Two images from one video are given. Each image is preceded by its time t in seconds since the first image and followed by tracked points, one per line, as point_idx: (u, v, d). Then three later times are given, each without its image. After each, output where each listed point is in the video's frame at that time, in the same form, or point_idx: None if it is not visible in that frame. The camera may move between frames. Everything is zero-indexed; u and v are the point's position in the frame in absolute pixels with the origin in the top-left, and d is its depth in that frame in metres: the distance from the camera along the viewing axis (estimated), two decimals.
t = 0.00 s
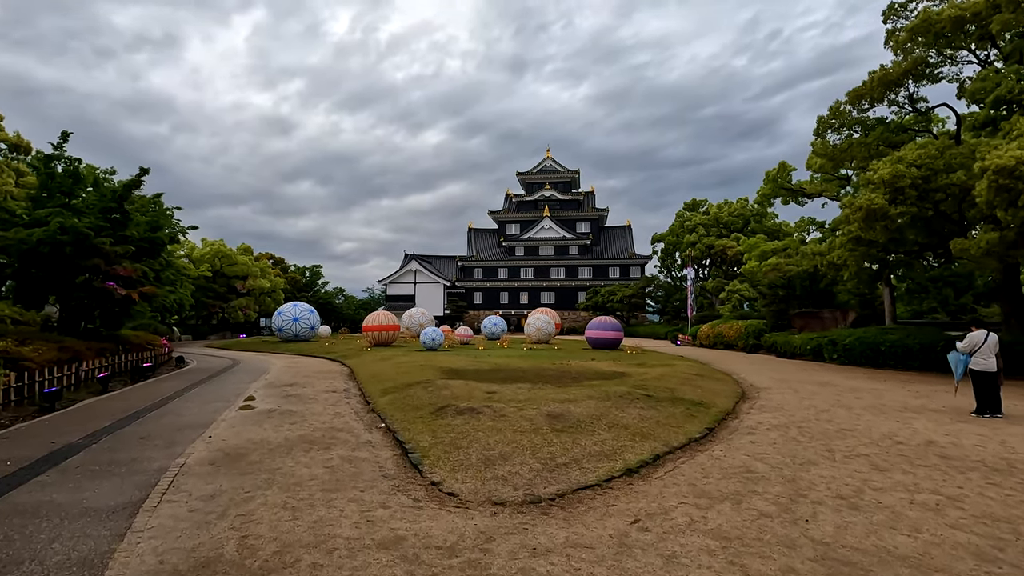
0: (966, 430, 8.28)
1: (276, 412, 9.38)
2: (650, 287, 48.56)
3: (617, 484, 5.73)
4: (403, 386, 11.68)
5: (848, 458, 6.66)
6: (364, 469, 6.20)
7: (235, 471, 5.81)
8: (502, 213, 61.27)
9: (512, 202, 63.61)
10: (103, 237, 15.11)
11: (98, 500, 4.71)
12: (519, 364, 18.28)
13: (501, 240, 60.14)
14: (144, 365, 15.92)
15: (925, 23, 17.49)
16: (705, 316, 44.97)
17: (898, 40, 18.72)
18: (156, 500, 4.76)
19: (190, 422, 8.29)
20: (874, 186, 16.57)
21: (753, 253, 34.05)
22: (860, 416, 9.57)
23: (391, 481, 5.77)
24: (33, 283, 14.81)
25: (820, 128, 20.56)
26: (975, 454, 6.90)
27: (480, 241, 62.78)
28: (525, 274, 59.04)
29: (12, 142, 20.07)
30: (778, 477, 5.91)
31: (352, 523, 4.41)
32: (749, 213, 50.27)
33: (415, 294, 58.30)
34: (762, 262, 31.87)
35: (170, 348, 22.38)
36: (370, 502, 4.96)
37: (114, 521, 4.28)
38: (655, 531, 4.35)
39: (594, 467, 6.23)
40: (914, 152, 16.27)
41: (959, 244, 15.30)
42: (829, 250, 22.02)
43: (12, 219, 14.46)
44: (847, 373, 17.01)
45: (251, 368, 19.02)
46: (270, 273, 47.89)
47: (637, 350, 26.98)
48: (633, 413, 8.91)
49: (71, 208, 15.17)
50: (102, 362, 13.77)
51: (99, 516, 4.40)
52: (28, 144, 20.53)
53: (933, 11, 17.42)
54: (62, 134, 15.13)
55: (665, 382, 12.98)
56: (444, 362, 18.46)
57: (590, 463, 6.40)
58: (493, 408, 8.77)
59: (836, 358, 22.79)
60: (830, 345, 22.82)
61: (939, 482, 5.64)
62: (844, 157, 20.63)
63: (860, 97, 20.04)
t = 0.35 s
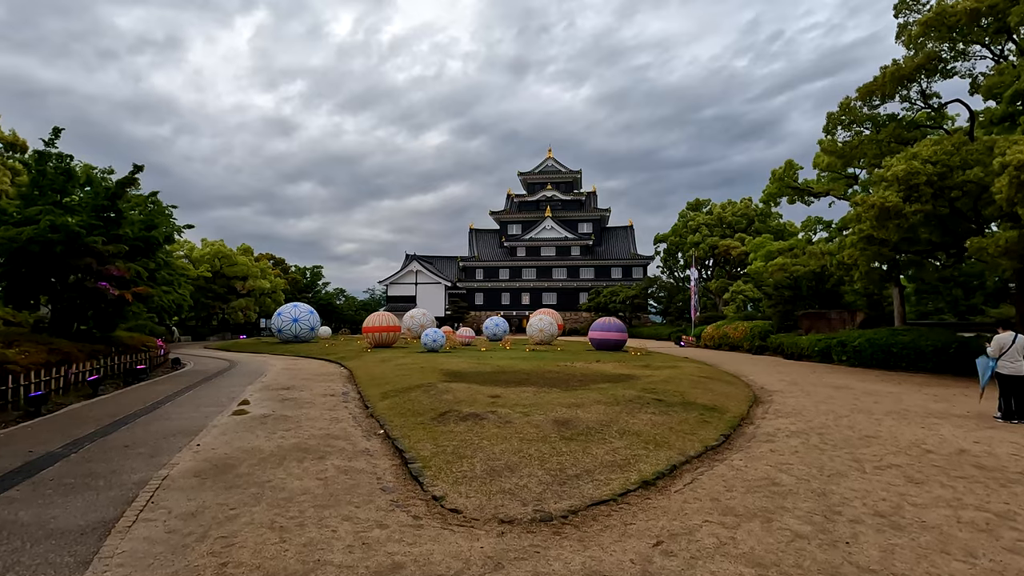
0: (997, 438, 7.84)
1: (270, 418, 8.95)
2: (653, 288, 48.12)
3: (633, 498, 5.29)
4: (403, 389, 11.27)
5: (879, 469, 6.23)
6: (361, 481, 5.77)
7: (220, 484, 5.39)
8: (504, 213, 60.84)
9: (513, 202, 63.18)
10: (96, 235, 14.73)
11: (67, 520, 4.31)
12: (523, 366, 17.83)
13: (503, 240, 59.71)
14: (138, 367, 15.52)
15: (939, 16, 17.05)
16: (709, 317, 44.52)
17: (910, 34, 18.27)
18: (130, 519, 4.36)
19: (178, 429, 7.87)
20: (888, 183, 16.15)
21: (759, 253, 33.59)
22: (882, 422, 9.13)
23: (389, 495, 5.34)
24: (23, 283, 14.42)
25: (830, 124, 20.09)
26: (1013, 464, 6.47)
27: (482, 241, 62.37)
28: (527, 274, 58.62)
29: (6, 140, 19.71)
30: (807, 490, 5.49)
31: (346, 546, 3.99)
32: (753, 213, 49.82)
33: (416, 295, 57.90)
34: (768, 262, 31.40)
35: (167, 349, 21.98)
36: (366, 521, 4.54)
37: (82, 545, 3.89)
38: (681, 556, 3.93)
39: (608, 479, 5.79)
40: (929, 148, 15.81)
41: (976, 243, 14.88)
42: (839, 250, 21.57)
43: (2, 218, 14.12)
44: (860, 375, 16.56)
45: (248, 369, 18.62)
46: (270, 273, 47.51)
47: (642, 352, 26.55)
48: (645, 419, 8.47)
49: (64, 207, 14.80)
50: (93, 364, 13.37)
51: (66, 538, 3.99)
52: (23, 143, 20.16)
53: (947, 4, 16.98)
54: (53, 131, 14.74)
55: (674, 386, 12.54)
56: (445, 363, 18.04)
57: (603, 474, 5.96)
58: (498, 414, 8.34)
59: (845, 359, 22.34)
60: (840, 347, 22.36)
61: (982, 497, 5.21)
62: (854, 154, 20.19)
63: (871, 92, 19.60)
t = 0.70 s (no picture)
0: None
1: (262, 424, 8.51)
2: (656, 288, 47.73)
3: (651, 515, 4.86)
4: (403, 393, 10.85)
5: (913, 481, 5.78)
6: (355, 496, 5.34)
7: (202, 500, 4.97)
8: (506, 213, 60.42)
9: (515, 202, 62.76)
10: (87, 234, 14.36)
11: (27, 543, 3.90)
12: (526, 368, 17.39)
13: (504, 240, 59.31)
14: (130, 369, 15.12)
15: (953, 9, 16.61)
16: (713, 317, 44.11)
17: (923, 28, 17.84)
18: (97, 542, 3.95)
19: (164, 437, 7.44)
20: (902, 180, 15.73)
21: (764, 253, 33.15)
22: (905, 428, 8.69)
23: (385, 512, 4.91)
24: (12, 283, 14.04)
25: (840, 120, 19.63)
26: None
27: (483, 241, 61.96)
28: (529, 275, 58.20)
29: None
30: (840, 506, 5.04)
31: None
32: (757, 212, 49.38)
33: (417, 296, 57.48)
34: (774, 261, 30.92)
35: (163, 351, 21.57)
36: (359, 543, 4.11)
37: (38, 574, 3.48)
38: None
39: (622, 493, 5.35)
40: (945, 143, 15.36)
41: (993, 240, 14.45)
42: (849, 249, 21.09)
43: None
44: (873, 378, 16.11)
45: (245, 372, 18.21)
46: (271, 274, 47.09)
47: (647, 353, 26.11)
48: (656, 425, 8.02)
49: (55, 205, 14.41)
50: (83, 367, 12.96)
51: (21, 566, 3.58)
52: (17, 141, 19.78)
53: None
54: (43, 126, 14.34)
55: (684, 389, 12.09)
56: (446, 365, 17.61)
57: (616, 487, 5.52)
58: (502, 420, 7.91)
59: (855, 361, 21.88)
60: (849, 348, 21.90)
61: None
62: (864, 151, 19.75)
63: (882, 87, 19.17)
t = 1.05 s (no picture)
0: None
1: (257, 429, 8.10)
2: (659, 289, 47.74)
3: (676, 533, 4.44)
4: (404, 396, 10.44)
5: (956, 493, 5.36)
6: (353, 509, 4.92)
7: (185, 515, 4.55)
8: (508, 214, 60.02)
9: (517, 202, 62.36)
10: (81, 232, 14.00)
11: None
12: (531, 370, 16.99)
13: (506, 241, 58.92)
14: (124, 370, 14.73)
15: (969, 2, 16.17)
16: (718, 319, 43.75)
17: (937, 22, 17.38)
18: (62, 566, 3.54)
19: (151, 444, 7.03)
20: (918, 177, 15.32)
21: (770, 253, 32.69)
22: (933, 434, 8.25)
23: (386, 528, 4.50)
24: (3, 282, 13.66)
25: (852, 117, 19.19)
26: None
27: (485, 242, 61.57)
28: (531, 276, 57.80)
29: None
30: (883, 522, 4.62)
31: None
32: (761, 213, 48.98)
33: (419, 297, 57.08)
34: (781, 261, 30.48)
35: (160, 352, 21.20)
36: (357, 568, 3.69)
37: None
38: None
39: (642, 507, 4.94)
40: (962, 139, 14.95)
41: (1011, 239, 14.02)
42: (860, 249, 20.61)
43: None
44: (887, 381, 15.67)
45: (243, 373, 17.84)
46: (271, 275, 46.67)
47: (652, 354, 25.69)
48: (672, 432, 7.60)
49: (47, 203, 14.06)
50: (75, 369, 12.57)
51: None
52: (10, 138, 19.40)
53: None
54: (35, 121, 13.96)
55: (696, 392, 11.66)
56: (449, 367, 17.21)
57: (635, 500, 5.11)
58: (510, 425, 7.51)
59: (866, 363, 21.45)
60: (859, 350, 21.47)
61: None
62: (876, 149, 19.32)
63: (894, 83, 18.76)
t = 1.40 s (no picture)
0: None
1: (250, 439, 7.71)
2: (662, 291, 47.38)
3: (703, 561, 4.04)
4: (405, 402, 10.04)
5: (1003, 513, 4.95)
6: (349, 532, 4.52)
7: (163, 540, 4.17)
8: (510, 215, 59.67)
9: (520, 204, 62.00)
10: (74, 232, 13.65)
11: None
12: (536, 374, 16.57)
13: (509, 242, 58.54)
14: (118, 374, 14.35)
15: None
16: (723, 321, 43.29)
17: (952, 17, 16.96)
18: None
19: (137, 455, 6.64)
20: (933, 176, 14.91)
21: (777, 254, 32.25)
22: (962, 445, 7.84)
23: (384, 555, 4.10)
24: None
25: (863, 115, 18.79)
26: None
27: (487, 244, 61.22)
28: (533, 278, 57.42)
29: None
30: (930, 549, 4.21)
31: None
32: (766, 214, 48.57)
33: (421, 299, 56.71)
34: (788, 263, 30.06)
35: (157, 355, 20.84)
36: None
37: None
38: None
39: (663, 529, 4.53)
40: (980, 137, 14.54)
41: None
42: (871, 250, 20.12)
43: None
44: (901, 386, 15.24)
45: (241, 377, 17.47)
46: (272, 277, 46.32)
47: (658, 358, 25.28)
48: (688, 443, 7.19)
49: (39, 203, 13.71)
50: (67, 373, 12.21)
51: None
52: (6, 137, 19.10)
53: None
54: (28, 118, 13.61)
55: (707, 398, 11.24)
56: (451, 371, 16.80)
57: (655, 521, 4.70)
58: (516, 435, 7.11)
59: (877, 366, 21.01)
60: (870, 353, 21.04)
61: None
62: (888, 147, 18.90)
63: (906, 81, 18.38)
